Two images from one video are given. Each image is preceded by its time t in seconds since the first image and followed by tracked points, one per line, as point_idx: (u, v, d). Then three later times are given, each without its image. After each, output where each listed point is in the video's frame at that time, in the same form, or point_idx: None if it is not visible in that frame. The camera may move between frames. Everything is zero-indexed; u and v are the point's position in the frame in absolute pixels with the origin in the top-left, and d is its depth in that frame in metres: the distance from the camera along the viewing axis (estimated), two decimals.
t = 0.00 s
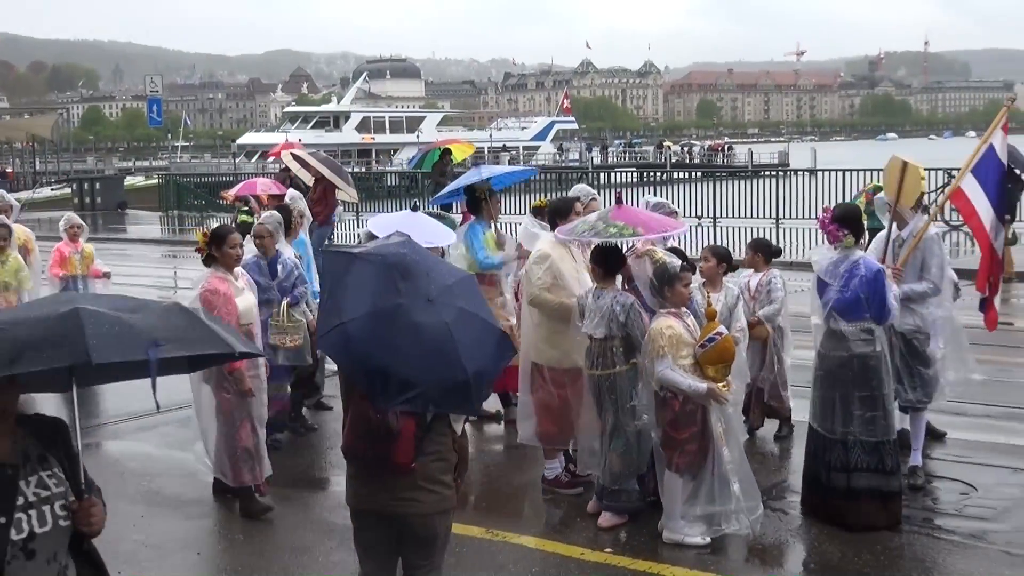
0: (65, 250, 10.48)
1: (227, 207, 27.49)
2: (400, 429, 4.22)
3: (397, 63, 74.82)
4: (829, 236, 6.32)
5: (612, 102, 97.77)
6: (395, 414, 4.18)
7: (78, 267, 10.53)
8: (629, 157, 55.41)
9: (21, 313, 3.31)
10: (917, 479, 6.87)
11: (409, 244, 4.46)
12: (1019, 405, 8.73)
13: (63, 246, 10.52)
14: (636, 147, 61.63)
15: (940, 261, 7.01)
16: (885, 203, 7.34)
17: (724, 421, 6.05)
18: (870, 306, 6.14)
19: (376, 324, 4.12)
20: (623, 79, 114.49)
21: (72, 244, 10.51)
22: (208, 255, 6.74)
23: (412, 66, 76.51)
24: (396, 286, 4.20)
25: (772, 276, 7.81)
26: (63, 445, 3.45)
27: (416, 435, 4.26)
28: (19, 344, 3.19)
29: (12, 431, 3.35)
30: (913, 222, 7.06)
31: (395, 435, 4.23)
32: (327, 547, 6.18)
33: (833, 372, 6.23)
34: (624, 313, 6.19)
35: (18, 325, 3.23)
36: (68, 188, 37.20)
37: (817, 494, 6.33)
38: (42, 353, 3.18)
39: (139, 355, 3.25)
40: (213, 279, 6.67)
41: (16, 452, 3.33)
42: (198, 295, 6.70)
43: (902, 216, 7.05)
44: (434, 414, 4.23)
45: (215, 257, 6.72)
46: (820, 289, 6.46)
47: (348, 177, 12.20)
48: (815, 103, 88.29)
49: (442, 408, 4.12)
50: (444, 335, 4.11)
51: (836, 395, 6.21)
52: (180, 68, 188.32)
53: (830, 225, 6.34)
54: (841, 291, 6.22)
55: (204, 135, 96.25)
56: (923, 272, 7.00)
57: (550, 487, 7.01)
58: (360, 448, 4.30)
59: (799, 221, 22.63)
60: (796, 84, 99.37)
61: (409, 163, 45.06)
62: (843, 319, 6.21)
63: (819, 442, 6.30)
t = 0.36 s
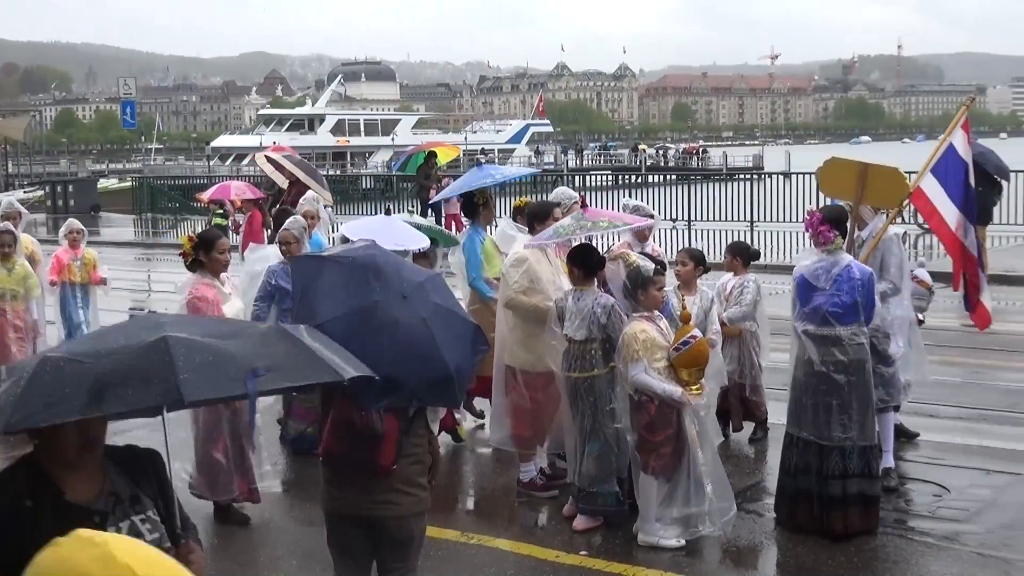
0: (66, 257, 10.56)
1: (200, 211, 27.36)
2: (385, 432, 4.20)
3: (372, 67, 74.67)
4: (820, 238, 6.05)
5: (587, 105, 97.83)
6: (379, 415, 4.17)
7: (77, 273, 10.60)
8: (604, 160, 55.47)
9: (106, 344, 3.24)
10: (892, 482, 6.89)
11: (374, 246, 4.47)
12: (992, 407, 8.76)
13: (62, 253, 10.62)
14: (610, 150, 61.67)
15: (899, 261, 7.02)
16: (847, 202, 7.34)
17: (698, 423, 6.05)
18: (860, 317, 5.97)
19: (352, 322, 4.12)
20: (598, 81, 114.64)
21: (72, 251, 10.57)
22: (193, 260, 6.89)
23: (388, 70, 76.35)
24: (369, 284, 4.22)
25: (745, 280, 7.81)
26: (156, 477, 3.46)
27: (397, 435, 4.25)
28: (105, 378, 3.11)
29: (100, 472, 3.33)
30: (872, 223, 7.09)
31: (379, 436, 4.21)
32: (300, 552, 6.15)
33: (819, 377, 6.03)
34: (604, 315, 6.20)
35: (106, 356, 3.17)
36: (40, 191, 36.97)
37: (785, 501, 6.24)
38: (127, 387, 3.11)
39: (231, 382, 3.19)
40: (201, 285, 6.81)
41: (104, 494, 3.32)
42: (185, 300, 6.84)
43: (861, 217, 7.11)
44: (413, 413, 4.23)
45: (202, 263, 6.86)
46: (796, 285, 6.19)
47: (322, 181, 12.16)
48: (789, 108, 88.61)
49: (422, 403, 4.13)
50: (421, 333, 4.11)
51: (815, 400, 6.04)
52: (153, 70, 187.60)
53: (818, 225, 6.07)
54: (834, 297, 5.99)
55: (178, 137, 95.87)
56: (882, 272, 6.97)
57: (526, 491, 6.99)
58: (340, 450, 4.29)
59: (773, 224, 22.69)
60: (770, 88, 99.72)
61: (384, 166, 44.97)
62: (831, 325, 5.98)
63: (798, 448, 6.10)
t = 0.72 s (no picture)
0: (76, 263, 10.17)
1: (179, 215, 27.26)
2: (371, 436, 4.20)
3: (353, 71, 74.55)
4: (807, 245, 6.04)
5: (566, 110, 97.91)
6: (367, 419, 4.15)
7: (87, 278, 10.21)
8: (584, 165, 55.49)
9: (213, 364, 2.96)
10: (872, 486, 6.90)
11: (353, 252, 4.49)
12: (971, 412, 8.81)
13: (72, 256, 10.23)
14: (590, 154, 61.70)
15: (867, 265, 7.00)
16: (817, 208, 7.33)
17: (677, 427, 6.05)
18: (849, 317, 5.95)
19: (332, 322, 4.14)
20: (577, 85, 114.68)
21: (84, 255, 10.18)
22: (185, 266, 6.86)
23: (368, 74, 76.24)
24: (350, 289, 4.23)
25: (725, 287, 7.80)
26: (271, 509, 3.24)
27: (383, 440, 4.25)
28: (222, 402, 2.84)
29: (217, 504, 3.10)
30: (841, 228, 7.07)
31: (363, 441, 4.21)
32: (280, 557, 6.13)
33: (810, 380, 5.96)
34: (585, 321, 6.21)
35: (218, 377, 2.89)
36: (17, 195, 36.76)
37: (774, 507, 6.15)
38: (244, 416, 2.84)
39: (351, 406, 2.98)
40: (191, 294, 6.81)
41: (224, 527, 3.11)
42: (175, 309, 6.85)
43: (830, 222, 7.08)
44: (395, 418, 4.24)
45: (194, 270, 6.85)
46: (777, 293, 6.11)
47: (303, 185, 12.12)
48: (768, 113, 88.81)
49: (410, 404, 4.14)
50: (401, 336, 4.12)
51: (811, 406, 5.94)
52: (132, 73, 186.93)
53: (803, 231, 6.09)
54: (824, 300, 5.95)
55: (157, 141, 95.53)
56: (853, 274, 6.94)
57: (506, 496, 6.98)
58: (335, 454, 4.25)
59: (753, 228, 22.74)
60: (749, 93, 99.93)
61: (364, 170, 44.92)
62: (822, 328, 5.94)
63: (798, 457, 5.96)
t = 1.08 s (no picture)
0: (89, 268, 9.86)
1: (158, 221, 27.15)
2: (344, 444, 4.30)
3: (333, 76, 74.49)
4: (795, 249, 6.07)
5: (547, 116, 97.94)
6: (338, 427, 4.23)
7: (102, 283, 9.88)
8: (564, 171, 55.55)
9: (392, 400, 2.77)
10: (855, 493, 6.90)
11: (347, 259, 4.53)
12: (949, 418, 8.83)
13: (86, 263, 9.94)
14: (571, 161, 61.72)
15: (841, 268, 7.01)
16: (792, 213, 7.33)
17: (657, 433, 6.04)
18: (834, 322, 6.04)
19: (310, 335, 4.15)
20: (559, 91, 114.77)
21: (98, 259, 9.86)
22: (187, 268, 6.37)
23: (348, 80, 76.11)
24: (330, 298, 4.29)
25: (705, 293, 7.80)
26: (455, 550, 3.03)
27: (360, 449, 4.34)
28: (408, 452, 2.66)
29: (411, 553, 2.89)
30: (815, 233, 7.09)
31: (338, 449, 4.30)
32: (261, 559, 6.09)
33: (796, 385, 6.01)
34: (559, 327, 6.22)
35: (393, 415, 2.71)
36: None
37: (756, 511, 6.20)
38: (431, 462, 2.65)
39: (555, 436, 2.72)
40: (192, 296, 6.31)
41: None
42: (175, 313, 6.32)
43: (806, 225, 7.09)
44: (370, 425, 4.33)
45: (198, 271, 6.36)
46: (764, 297, 6.13)
47: (283, 190, 12.07)
48: (748, 121, 89.04)
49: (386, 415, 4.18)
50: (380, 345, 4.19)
51: (803, 414, 5.96)
52: (112, 79, 186.50)
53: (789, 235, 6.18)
54: (813, 306, 6.02)
55: (135, 145, 95.33)
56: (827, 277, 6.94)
57: (487, 502, 6.98)
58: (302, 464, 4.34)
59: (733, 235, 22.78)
60: (729, 100, 100.17)
61: (344, 175, 44.85)
62: (810, 333, 6.00)
63: (788, 463, 5.99)
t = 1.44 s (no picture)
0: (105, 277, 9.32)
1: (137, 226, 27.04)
2: (312, 450, 4.37)
3: (314, 81, 74.37)
4: (797, 255, 6.07)
5: (527, 123, 98.06)
6: (306, 434, 4.35)
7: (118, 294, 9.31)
8: (545, 178, 55.60)
9: (688, 448, 2.78)
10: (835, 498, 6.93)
11: (315, 261, 4.58)
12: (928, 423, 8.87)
13: (102, 274, 9.40)
14: (552, 167, 61.75)
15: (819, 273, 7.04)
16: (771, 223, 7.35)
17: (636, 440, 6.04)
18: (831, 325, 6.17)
19: (283, 343, 4.27)
20: (539, 97, 114.84)
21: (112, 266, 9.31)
22: (185, 273, 6.30)
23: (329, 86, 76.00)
24: (301, 306, 4.34)
25: (687, 298, 7.82)
26: None
27: (327, 456, 4.42)
28: (673, 495, 2.69)
29: None
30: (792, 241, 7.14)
31: (307, 456, 4.38)
32: (244, 566, 6.07)
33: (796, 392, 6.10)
34: (533, 333, 6.24)
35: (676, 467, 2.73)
36: None
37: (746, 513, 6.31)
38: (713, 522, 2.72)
39: (880, 509, 2.68)
40: (192, 299, 6.25)
41: None
42: (173, 316, 6.23)
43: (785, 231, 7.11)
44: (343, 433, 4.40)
45: (196, 275, 6.30)
46: (766, 303, 6.12)
47: (264, 197, 12.04)
48: (727, 130, 89.31)
49: (355, 423, 4.30)
50: (350, 355, 4.26)
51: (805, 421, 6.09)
52: (91, 85, 185.93)
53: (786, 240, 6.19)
54: (816, 311, 6.10)
55: (115, 150, 95.06)
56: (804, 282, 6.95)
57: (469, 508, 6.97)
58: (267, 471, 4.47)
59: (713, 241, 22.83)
60: (709, 108, 100.45)
61: (325, 181, 44.80)
62: (814, 336, 6.10)
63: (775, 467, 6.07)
